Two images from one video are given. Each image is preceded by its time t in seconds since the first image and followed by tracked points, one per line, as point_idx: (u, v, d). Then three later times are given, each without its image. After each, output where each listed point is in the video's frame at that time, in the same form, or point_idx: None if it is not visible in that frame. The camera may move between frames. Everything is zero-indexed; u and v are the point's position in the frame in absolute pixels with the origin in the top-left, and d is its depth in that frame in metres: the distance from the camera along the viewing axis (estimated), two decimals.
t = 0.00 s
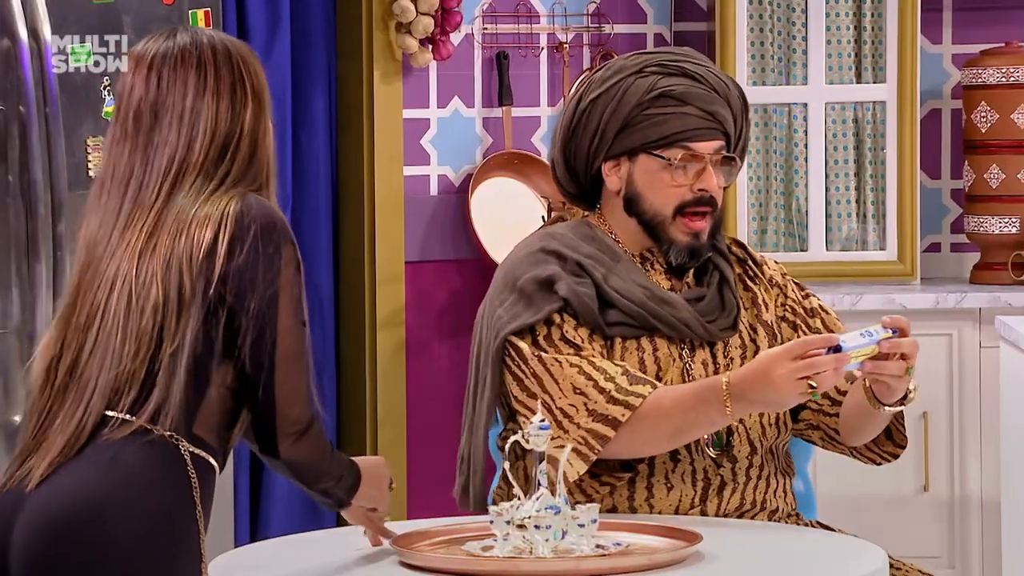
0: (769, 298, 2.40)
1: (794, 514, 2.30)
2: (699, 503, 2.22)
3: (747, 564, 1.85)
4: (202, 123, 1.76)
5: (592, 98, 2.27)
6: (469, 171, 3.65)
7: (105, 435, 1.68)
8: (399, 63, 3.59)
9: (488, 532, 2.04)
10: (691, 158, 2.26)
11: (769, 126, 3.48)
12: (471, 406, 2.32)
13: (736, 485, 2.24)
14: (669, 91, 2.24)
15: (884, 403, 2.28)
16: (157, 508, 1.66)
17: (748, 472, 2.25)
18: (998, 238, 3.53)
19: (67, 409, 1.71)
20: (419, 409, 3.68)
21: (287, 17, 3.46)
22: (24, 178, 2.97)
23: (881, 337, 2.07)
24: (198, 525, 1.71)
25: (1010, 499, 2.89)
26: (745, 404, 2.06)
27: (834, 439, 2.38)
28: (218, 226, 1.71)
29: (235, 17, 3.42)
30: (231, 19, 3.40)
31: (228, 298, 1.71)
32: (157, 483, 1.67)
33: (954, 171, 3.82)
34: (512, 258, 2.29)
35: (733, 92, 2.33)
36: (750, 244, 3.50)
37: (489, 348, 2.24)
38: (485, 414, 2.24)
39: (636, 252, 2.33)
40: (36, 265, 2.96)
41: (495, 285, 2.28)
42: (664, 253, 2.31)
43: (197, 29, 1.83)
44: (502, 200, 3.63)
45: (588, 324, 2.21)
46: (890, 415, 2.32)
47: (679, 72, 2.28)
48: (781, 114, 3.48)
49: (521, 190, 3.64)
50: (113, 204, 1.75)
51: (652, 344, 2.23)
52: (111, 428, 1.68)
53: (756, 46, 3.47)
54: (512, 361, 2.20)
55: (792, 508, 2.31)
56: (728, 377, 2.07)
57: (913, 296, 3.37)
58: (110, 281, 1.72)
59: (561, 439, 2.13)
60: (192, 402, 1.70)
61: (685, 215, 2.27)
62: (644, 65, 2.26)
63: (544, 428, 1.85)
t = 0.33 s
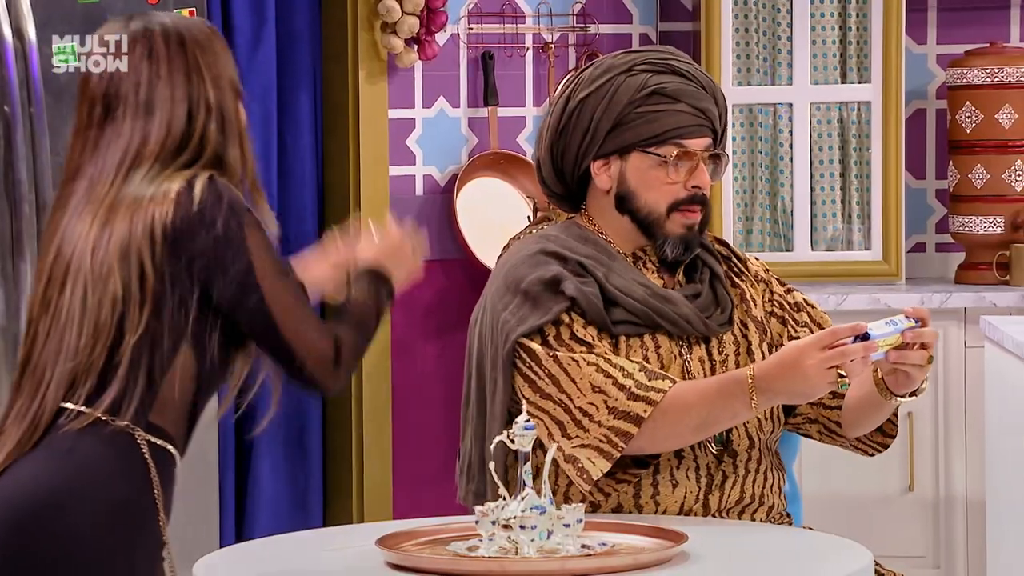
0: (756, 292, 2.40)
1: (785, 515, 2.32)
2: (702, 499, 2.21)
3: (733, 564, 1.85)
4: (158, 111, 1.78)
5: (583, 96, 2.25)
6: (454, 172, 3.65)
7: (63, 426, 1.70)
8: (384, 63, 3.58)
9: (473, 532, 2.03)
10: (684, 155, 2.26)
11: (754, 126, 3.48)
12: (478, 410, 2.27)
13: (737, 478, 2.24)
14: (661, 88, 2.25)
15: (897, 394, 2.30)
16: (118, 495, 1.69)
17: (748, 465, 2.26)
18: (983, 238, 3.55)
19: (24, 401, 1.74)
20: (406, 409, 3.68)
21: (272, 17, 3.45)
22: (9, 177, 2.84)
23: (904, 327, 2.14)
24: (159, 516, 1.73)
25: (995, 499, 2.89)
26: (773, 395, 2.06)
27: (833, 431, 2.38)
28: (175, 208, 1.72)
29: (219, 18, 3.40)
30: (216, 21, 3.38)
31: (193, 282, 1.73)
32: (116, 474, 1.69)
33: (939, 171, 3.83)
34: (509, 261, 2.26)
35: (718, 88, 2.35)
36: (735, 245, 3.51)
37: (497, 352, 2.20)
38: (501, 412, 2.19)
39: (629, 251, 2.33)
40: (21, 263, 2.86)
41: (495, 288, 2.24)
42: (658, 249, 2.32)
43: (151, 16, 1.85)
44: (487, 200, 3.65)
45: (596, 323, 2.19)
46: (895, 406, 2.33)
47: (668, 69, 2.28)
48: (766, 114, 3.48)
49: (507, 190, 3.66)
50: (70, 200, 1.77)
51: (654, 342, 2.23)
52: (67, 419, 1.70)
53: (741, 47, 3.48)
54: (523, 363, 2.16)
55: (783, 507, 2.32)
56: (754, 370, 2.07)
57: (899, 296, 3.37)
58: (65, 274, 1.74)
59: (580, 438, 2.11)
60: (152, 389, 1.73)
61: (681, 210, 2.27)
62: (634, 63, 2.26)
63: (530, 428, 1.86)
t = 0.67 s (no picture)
0: (748, 294, 2.41)
1: (773, 516, 2.31)
2: (690, 501, 2.21)
3: (723, 564, 1.85)
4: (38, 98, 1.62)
5: (575, 96, 2.26)
6: (443, 172, 3.64)
7: None
8: (373, 63, 3.57)
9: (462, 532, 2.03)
10: (676, 155, 2.26)
11: (743, 126, 3.49)
12: (471, 410, 2.27)
13: (725, 480, 2.24)
14: (654, 88, 2.25)
15: (893, 395, 2.29)
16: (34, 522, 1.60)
17: (736, 466, 2.26)
18: (971, 238, 3.55)
19: None
20: (394, 410, 3.67)
21: (261, 16, 3.43)
22: None
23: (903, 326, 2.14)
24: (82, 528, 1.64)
25: (983, 499, 2.90)
26: (769, 393, 2.05)
27: (826, 433, 2.40)
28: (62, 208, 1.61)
29: (208, 17, 3.39)
30: (205, 20, 3.37)
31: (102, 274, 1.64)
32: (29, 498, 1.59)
33: (928, 171, 3.83)
34: (502, 260, 2.26)
35: (711, 89, 2.34)
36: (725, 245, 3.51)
37: (491, 351, 2.19)
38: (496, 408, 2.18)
39: (620, 251, 2.33)
40: None
41: (488, 287, 2.24)
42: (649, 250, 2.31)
43: None
44: (475, 200, 3.64)
45: (589, 321, 2.19)
46: (892, 407, 2.33)
47: (661, 69, 2.28)
48: (755, 114, 3.49)
49: (496, 190, 3.66)
50: None
51: (646, 342, 2.23)
52: None
53: (730, 46, 3.47)
54: (518, 360, 2.15)
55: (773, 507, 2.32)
56: (750, 369, 2.06)
57: (888, 295, 3.37)
58: None
59: (576, 435, 2.10)
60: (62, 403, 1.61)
61: (673, 209, 2.28)
62: (627, 63, 2.26)
63: (520, 428, 1.85)
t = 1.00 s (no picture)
0: (731, 293, 2.41)
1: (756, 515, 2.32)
2: (673, 500, 2.21)
3: (705, 563, 1.85)
4: None
5: (556, 96, 2.25)
6: (428, 171, 3.65)
7: None
8: (357, 63, 3.58)
9: (445, 532, 2.02)
10: (657, 155, 2.25)
11: (727, 126, 3.49)
12: (450, 410, 2.27)
13: (708, 480, 2.24)
14: (634, 88, 2.24)
15: (875, 392, 2.27)
16: None
17: (719, 466, 2.26)
18: (955, 237, 3.56)
19: None
20: (379, 410, 3.67)
21: (245, 15, 3.43)
22: None
23: (884, 321, 2.12)
24: None
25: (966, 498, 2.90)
26: (745, 387, 2.05)
27: (809, 432, 2.38)
28: None
29: (193, 17, 3.38)
30: (189, 19, 3.36)
31: None
32: None
33: (912, 171, 3.84)
34: (483, 260, 2.26)
35: (693, 89, 2.34)
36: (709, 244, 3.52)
37: (471, 351, 2.19)
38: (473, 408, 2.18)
39: (602, 251, 2.33)
40: None
41: (468, 288, 2.24)
42: (631, 248, 2.31)
43: None
44: (458, 199, 3.65)
45: (569, 321, 2.19)
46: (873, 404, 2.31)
47: (642, 69, 2.28)
48: (739, 114, 3.49)
49: (480, 190, 3.67)
50: None
51: (626, 341, 2.23)
52: None
53: (713, 46, 3.48)
54: (498, 360, 2.15)
55: (755, 507, 2.32)
56: (728, 364, 2.06)
57: (872, 295, 3.38)
58: None
59: (555, 434, 2.10)
60: None
61: (656, 210, 2.27)
62: (607, 63, 2.25)
63: (504, 428, 1.86)
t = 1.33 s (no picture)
0: (718, 293, 2.41)
1: (745, 515, 2.32)
2: (661, 500, 2.21)
3: (694, 563, 1.85)
4: None
5: (543, 97, 2.25)
6: (417, 171, 3.65)
7: None
8: (346, 63, 3.58)
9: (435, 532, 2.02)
10: (644, 154, 2.24)
11: (716, 126, 3.50)
12: (434, 410, 2.27)
13: (696, 480, 2.24)
14: (621, 89, 2.24)
15: (865, 390, 2.26)
16: None
17: (707, 466, 2.26)
18: (943, 237, 3.56)
19: None
20: (369, 409, 3.67)
21: (234, 15, 3.43)
22: None
23: (877, 318, 2.11)
24: None
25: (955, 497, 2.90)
26: (713, 378, 2.03)
27: (797, 432, 2.37)
28: None
29: (181, 18, 3.37)
30: (178, 19, 3.36)
31: None
32: None
33: (901, 171, 3.85)
34: (467, 262, 2.26)
35: (680, 88, 2.34)
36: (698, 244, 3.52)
37: (451, 354, 2.19)
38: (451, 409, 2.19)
39: (588, 252, 2.33)
40: None
41: (452, 290, 2.24)
42: (618, 249, 2.31)
43: None
44: (448, 200, 3.65)
45: (552, 324, 2.19)
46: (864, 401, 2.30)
47: (629, 70, 2.27)
48: (728, 113, 3.49)
49: (471, 190, 3.67)
50: None
51: (613, 342, 2.23)
52: None
53: (703, 46, 3.48)
54: (475, 365, 2.16)
55: (744, 506, 2.32)
56: (693, 353, 2.04)
57: (861, 296, 3.37)
58: None
59: (536, 438, 2.09)
60: None
61: (641, 210, 2.27)
62: (595, 63, 2.25)
63: (493, 427, 1.85)
